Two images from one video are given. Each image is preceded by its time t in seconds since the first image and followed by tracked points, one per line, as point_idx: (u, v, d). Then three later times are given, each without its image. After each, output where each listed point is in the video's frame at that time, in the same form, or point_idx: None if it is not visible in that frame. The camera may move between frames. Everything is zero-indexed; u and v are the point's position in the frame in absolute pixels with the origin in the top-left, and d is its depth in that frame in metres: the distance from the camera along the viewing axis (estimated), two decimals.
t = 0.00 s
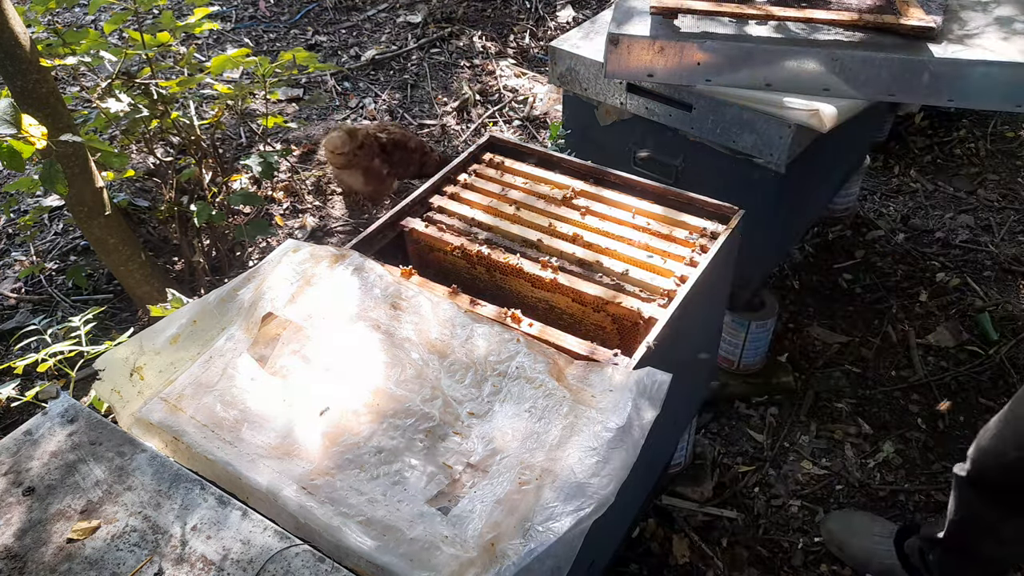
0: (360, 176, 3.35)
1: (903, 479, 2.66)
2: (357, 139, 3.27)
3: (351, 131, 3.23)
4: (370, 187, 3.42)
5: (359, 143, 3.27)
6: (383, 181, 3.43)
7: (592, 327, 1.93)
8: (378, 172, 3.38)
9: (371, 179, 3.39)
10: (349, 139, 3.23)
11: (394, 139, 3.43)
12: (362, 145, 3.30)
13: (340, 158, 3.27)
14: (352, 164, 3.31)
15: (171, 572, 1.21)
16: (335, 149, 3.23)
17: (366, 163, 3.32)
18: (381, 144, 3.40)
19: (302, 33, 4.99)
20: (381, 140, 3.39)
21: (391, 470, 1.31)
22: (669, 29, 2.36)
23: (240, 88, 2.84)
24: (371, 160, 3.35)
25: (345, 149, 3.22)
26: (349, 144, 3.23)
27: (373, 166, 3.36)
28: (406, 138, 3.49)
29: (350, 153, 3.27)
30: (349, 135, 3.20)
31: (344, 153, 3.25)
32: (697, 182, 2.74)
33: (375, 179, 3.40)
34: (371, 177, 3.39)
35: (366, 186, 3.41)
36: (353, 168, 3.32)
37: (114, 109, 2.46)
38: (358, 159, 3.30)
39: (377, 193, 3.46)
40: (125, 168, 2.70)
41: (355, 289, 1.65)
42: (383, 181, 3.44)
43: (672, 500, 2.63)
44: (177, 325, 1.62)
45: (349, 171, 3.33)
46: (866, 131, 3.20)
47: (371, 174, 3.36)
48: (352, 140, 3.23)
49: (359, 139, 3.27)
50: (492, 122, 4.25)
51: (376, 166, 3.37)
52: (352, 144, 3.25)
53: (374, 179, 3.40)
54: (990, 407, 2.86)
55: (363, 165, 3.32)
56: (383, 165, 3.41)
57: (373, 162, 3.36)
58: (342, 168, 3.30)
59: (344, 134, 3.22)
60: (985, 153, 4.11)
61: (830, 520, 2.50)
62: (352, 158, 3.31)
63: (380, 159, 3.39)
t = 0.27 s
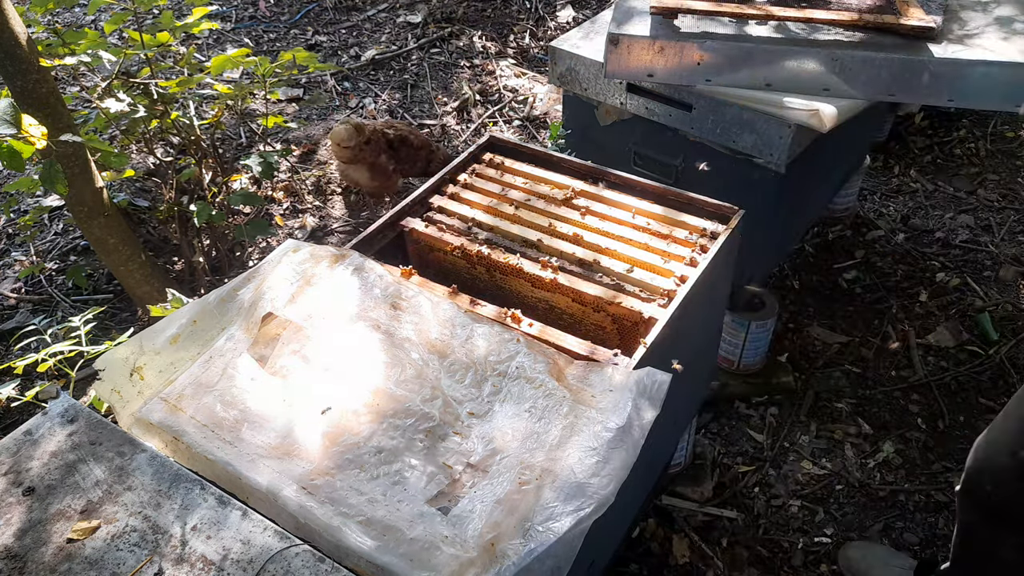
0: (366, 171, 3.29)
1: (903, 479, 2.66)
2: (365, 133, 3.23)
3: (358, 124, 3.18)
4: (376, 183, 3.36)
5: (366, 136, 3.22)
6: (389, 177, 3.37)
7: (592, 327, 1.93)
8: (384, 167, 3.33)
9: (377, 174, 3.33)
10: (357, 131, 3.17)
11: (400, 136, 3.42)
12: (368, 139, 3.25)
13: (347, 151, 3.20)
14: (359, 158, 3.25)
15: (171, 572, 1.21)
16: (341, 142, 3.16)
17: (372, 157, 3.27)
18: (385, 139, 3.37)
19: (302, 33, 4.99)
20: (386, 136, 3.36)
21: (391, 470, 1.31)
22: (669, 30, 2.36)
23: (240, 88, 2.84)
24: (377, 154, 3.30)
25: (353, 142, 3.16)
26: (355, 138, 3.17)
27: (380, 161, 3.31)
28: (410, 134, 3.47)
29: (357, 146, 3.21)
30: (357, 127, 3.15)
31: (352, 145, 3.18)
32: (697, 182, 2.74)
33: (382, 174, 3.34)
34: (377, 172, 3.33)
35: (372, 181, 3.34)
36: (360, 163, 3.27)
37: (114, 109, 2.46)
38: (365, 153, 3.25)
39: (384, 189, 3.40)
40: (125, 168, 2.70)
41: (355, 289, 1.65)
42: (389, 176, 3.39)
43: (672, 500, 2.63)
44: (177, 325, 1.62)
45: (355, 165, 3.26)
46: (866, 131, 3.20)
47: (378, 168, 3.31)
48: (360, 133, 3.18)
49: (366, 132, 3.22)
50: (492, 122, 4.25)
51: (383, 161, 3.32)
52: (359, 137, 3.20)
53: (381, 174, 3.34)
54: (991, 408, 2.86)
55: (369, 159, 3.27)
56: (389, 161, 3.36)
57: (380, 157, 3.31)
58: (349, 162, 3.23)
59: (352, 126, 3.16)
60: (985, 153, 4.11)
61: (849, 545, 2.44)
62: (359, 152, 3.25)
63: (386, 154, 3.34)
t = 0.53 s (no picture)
0: (365, 167, 3.30)
1: (903, 479, 2.66)
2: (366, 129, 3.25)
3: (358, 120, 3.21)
4: (376, 179, 3.36)
5: (366, 132, 3.25)
6: (389, 174, 3.36)
7: (592, 327, 1.93)
8: (384, 164, 3.33)
9: (376, 171, 3.33)
10: (356, 127, 3.21)
11: (401, 133, 3.43)
12: (369, 135, 3.27)
13: (347, 146, 3.24)
14: (359, 154, 3.26)
15: (171, 572, 1.21)
16: (341, 138, 3.21)
17: (372, 153, 3.28)
18: (387, 137, 3.38)
19: (302, 33, 4.99)
20: (388, 134, 3.38)
21: (391, 470, 1.31)
22: (669, 30, 2.37)
23: (240, 88, 2.84)
24: (377, 150, 3.31)
25: (352, 136, 3.20)
26: (354, 133, 3.21)
27: (379, 157, 3.31)
28: (413, 133, 3.47)
29: (356, 142, 3.23)
30: (356, 123, 3.19)
31: (350, 141, 3.22)
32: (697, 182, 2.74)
33: (381, 171, 3.33)
34: (377, 169, 3.33)
35: (371, 178, 3.34)
36: (359, 158, 3.29)
37: (114, 109, 2.46)
38: (364, 149, 3.27)
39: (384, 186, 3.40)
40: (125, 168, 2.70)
41: (355, 289, 1.65)
42: (389, 173, 3.38)
43: (672, 499, 2.63)
44: (177, 325, 1.62)
45: (354, 161, 3.28)
46: (866, 131, 3.20)
47: (376, 165, 3.31)
48: (359, 129, 3.21)
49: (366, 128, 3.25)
50: (492, 122, 4.25)
51: (382, 158, 3.32)
52: (359, 133, 3.23)
53: (380, 171, 3.34)
54: (991, 408, 2.86)
55: (368, 155, 3.28)
56: (389, 158, 3.36)
57: (379, 153, 3.32)
58: (348, 157, 3.26)
59: (352, 122, 3.21)
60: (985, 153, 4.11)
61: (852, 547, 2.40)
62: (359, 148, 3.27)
63: (387, 151, 3.35)
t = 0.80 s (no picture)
0: (363, 164, 3.31)
1: (902, 479, 2.66)
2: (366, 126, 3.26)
3: (358, 118, 3.21)
4: (373, 177, 3.36)
5: (365, 130, 3.25)
6: (386, 172, 3.37)
7: (592, 327, 1.93)
8: (381, 162, 3.33)
9: (374, 169, 3.35)
10: (356, 124, 3.21)
11: (401, 132, 3.42)
12: (367, 133, 3.28)
13: (346, 142, 3.25)
14: (357, 151, 3.28)
15: (171, 572, 1.21)
16: (340, 134, 3.22)
17: (370, 151, 3.29)
18: (388, 135, 3.38)
19: (302, 33, 4.99)
20: (388, 132, 3.37)
21: (391, 470, 1.31)
22: (669, 30, 2.37)
23: (240, 88, 2.84)
24: (375, 149, 3.32)
25: (350, 134, 3.20)
26: (353, 130, 3.21)
27: (377, 155, 3.32)
28: (415, 133, 3.47)
29: (355, 139, 3.25)
30: (356, 120, 3.19)
31: (349, 137, 3.23)
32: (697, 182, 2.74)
33: (379, 169, 3.35)
34: (374, 167, 3.34)
35: (369, 175, 3.36)
36: (357, 156, 3.30)
37: (114, 109, 2.46)
38: (362, 146, 3.28)
39: (381, 184, 3.41)
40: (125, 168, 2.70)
41: (355, 289, 1.65)
42: (387, 172, 3.38)
43: (672, 499, 2.63)
44: (177, 325, 1.62)
45: (353, 158, 3.30)
46: (866, 131, 3.20)
47: (374, 163, 3.32)
48: (359, 126, 3.22)
49: (365, 126, 3.25)
50: (492, 122, 4.25)
51: (380, 156, 3.33)
52: (358, 130, 3.23)
53: (378, 169, 3.35)
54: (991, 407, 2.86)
55: (366, 153, 3.29)
56: (388, 157, 3.37)
57: (377, 151, 3.33)
58: (347, 154, 3.28)
59: (352, 119, 3.21)
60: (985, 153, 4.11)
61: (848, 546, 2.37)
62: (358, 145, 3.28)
63: (385, 150, 3.35)
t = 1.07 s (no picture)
0: (362, 163, 3.32)
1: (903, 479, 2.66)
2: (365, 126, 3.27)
3: (357, 117, 3.23)
4: (373, 177, 3.36)
5: (365, 129, 3.26)
6: (385, 172, 3.37)
7: (592, 327, 1.93)
8: (381, 162, 3.34)
9: (373, 168, 3.35)
10: (355, 123, 3.23)
11: (401, 132, 3.42)
12: (366, 133, 3.28)
13: (345, 141, 3.27)
14: (356, 150, 3.29)
15: (171, 572, 1.21)
16: (339, 132, 3.24)
17: (369, 150, 3.30)
18: (388, 135, 3.39)
19: (302, 33, 4.99)
20: (389, 132, 3.38)
21: (391, 470, 1.31)
22: (669, 30, 2.37)
23: (240, 88, 2.84)
24: (375, 148, 3.32)
25: (349, 132, 3.22)
26: (352, 129, 3.23)
27: (377, 155, 3.33)
28: (416, 133, 3.46)
29: (354, 138, 3.26)
30: (355, 119, 3.20)
31: (348, 136, 3.25)
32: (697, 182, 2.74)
33: (378, 169, 3.35)
34: (374, 166, 3.34)
35: (368, 175, 3.36)
36: (356, 155, 3.31)
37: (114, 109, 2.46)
38: (361, 146, 3.29)
39: (381, 184, 3.41)
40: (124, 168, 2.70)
41: (355, 289, 1.65)
42: (387, 172, 3.38)
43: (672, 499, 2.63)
44: (177, 325, 1.62)
45: (352, 157, 3.31)
46: (865, 131, 3.20)
47: (373, 162, 3.32)
48: (358, 125, 3.23)
49: (365, 125, 3.26)
50: (492, 122, 4.25)
51: (380, 156, 3.34)
52: (358, 129, 3.24)
53: (377, 168, 3.35)
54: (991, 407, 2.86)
55: (365, 152, 3.30)
56: (388, 156, 3.37)
57: (377, 151, 3.33)
58: (346, 153, 3.30)
59: (351, 117, 3.23)
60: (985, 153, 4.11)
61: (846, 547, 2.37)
62: (357, 144, 3.30)
63: (385, 149, 3.35)
